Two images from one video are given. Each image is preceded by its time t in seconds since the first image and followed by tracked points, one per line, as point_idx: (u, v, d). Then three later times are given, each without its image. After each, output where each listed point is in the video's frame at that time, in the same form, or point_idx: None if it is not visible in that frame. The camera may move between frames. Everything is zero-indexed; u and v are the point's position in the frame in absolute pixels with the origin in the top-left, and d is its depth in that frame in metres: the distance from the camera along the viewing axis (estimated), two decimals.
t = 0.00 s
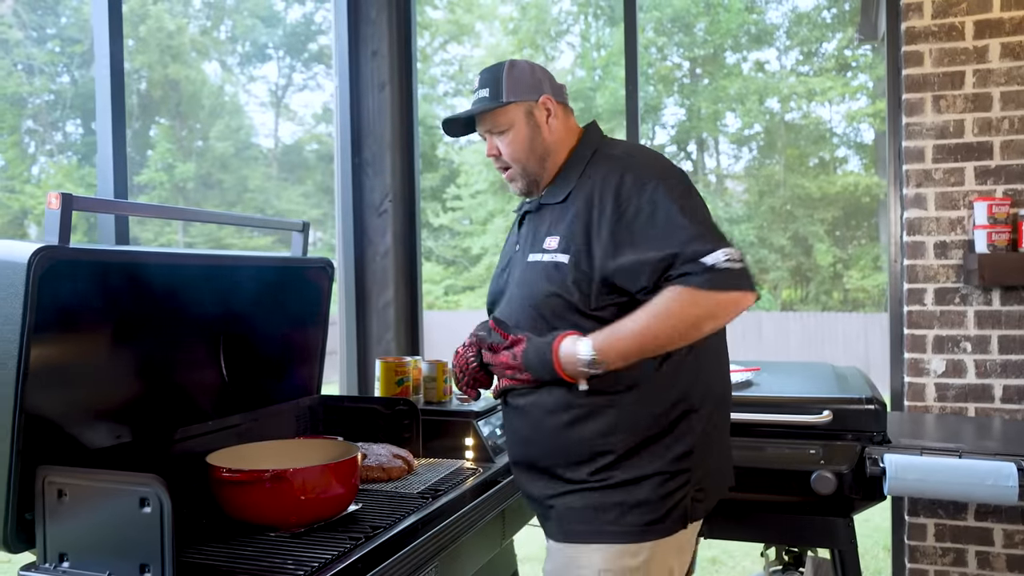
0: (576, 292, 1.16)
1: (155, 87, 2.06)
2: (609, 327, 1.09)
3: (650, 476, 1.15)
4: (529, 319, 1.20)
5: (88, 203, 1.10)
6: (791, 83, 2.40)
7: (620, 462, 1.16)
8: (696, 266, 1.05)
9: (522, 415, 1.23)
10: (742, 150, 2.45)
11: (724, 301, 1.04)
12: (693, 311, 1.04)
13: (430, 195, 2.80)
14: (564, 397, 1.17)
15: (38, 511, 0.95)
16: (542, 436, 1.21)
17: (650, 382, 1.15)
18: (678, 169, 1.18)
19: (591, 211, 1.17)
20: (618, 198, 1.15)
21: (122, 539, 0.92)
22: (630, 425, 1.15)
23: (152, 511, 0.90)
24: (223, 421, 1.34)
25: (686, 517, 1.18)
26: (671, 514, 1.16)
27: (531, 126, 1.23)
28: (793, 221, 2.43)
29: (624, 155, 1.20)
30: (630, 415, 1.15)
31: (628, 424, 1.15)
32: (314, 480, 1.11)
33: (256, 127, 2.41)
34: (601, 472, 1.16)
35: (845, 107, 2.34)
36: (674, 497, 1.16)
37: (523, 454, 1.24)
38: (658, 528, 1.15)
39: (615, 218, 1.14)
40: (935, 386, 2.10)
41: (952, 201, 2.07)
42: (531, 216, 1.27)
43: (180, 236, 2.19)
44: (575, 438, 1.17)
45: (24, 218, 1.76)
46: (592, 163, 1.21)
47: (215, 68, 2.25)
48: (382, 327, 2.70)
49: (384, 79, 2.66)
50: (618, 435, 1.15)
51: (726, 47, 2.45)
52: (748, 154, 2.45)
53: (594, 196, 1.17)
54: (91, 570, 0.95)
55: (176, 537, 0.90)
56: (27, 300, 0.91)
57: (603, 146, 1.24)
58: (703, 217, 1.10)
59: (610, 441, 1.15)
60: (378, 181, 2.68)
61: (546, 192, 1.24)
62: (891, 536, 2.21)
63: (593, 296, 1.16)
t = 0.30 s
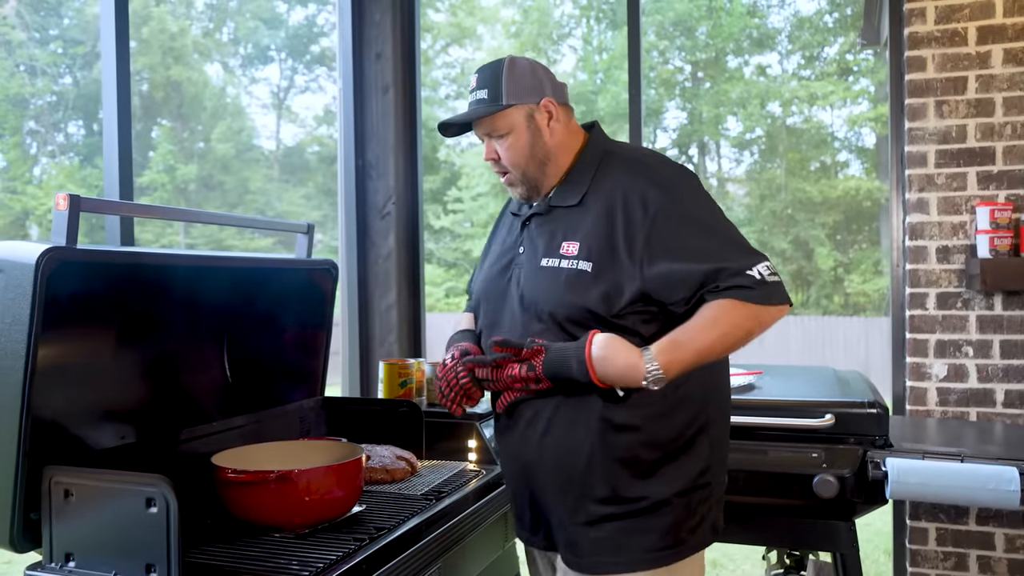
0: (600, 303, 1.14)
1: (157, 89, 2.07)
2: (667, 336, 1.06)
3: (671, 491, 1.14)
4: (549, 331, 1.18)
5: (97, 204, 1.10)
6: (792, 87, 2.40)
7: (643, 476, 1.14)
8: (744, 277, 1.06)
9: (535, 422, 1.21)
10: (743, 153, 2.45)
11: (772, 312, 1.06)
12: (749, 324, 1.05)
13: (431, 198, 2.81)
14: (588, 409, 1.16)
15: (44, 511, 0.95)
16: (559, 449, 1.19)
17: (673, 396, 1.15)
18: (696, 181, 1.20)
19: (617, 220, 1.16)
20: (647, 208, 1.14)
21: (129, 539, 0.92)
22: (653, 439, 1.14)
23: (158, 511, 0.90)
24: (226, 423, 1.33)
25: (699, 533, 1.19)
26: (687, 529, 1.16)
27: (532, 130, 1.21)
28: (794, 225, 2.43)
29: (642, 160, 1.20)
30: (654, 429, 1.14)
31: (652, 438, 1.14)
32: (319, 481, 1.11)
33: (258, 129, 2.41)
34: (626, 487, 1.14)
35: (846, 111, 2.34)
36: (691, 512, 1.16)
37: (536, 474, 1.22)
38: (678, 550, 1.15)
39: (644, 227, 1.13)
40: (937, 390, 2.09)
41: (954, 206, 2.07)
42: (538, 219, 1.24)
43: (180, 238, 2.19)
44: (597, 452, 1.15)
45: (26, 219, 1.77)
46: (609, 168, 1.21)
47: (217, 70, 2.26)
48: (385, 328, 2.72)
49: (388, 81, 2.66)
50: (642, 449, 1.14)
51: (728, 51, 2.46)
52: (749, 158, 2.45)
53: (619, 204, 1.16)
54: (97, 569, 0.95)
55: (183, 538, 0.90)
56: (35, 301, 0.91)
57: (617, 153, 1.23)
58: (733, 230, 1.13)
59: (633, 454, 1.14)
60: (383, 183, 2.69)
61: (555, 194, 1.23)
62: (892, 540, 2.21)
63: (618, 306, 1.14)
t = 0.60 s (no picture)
0: (621, 310, 1.14)
1: (164, 91, 2.05)
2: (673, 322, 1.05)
3: (689, 513, 1.15)
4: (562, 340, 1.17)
5: (111, 205, 1.11)
6: (798, 90, 2.40)
7: (661, 499, 1.14)
8: (771, 290, 1.08)
9: (547, 439, 1.18)
10: (748, 156, 2.45)
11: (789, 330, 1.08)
12: (764, 332, 1.06)
13: (436, 200, 2.81)
14: (606, 431, 1.14)
15: (58, 510, 0.95)
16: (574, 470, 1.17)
17: (691, 417, 1.14)
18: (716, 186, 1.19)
19: (638, 231, 1.15)
20: (672, 214, 1.13)
21: (142, 538, 0.92)
22: (672, 462, 1.14)
23: (172, 510, 0.90)
24: (235, 424, 1.34)
25: (711, 550, 1.19)
26: (701, 549, 1.17)
27: (530, 133, 1.18)
28: (799, 228, 2.43)
29: (663, 163, 1.19)
30: (673, 451, 1.14)
31: (671, 460, 1.14)
32: (330, 480, 1.11)
33: (264, 130, 2.42)
34: (644, 510, 1.14)
35: (852, 114, 2.34)
36: (705, 531, 1.17)
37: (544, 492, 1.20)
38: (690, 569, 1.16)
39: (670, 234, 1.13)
40: (945, 394, 2.09)
41: (962, 209, 2.07)
42: (548, 223, 1.23)
43: (187, 239, 2.20)
44: (615, 475, 1.14)
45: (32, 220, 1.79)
46: (628, 171, 1.20)
47: (223, 72, 2.27)
48: (393, 330, 2.72)
49: (395, 84, 2.71)
50: (662, 471, 1.14)
51: (734, 54, 2.45)
52: (755, 161, 2.45)
53: (642, 210, 1.16)
54: (111, 569, 0.95)
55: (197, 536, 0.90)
56: (50, 301, 0.92)
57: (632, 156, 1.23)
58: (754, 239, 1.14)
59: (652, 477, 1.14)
60: (389, 185, 2.71)
61: (565, 196, 1.21)
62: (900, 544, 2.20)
63: (637, 314, 1.13)
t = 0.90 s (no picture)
0: (621, 321, 1.09)
1: (175, 93, 2.06)
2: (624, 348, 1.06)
3: (707, 527, 1.11)
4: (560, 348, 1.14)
5: (126, 206, 1.11)
6: (808, 90, 2.39)
7: (678, 515, 1.10)
8: (731, 325, 1.02)
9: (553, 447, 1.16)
10: (758, 156, 2.44)
11: (748, 370, 1.03)
12: (710, 373, 1.02)
13: (445, 201, 2.82)
14: (613, 445, 1.11)
15: (75, 510, 0.96)
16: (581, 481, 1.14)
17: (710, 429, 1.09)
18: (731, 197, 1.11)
19: (637, 231, 1.10)
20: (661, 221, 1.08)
21: (159, 537, 0.93)
22: (687, 477, 1.10)
23: (189, 509, 0.91)
24: (251, 423, 1.35)
25: (727, 566, 1.15)
26: (722, 562, 1.13)
27: (543, 126, 1.13)
28: (809, 228, 2.42)
29: (676, 166, 1.13)
30: (690, 465, 1.10)
31: (687, 475, 1.10)
32: (344, 480, 1.11)
33: (273, 132, 2.43)
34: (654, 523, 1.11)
35: (863, 114, 2.33)
36: (719, 547, 1.13)
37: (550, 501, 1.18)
38: None
39: (659, 242, 1.07)
40: (958, 394, 2.08)
41: (975, 209, 2.05)
42: (557, 221, 1.19)
43: (197, 241, 2.21)
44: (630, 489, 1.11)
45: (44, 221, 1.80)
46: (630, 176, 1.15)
47: (233, 74, 2.28)
48: (403, 330, 2.73)
49: (407, 85, 2.72)
50: (677, 486, 1.10)
51: (743, 54, 2.45)
52: (765, 161, 2.44)
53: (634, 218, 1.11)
54: (127, 568, 0.95)
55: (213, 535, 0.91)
56: (68, 300, 0.92)
57: (638, 160, 1.17)
58: (755, 258, 1.05)
59: (668, 492, 1.10)
60: (401, 186, 2.73)
61: (577, 194, 1.17)
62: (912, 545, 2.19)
63: (631, 326, 1.09)
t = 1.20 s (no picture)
0: (635, 324, 1.05)
1: (181, 93, 2.07)
2: (654, 356, 1.02)
3: (711, 539, 1.07)
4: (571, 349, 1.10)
5: (136, 205, 1.11)
6: (815, 89, 2.38)
7: (678, 524, 1.07)
8: (768, 331, 0.97)
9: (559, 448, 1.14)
10: (764, 156, 2.43)
11: (783, 376, 0.98)
12: (745, 380, 0.98)
13: (451, 200, 2.82)
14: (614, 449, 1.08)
15: (85, 507, 0.96)
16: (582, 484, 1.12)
17: (717, 438, 1.05)
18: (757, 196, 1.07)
19: (655, 231, 1.06)
20: (682, 222, 1.03)
21: (169, 534, 0.93)
22: (690, 486, 1.06)
23: (198, 507, 0.91)
24: (259, 421, 1.35)
25: None
26: None
27: (557, 115, 1.09)
28: (816, 228, 2.41)
29: (697, 163, 1.09)
30: (694, 474, 1.06)
31: (690, 485, 1.06)
32: (352, 479, 1.12)
33: (279, 131, 2.44)
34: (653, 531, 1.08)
35: (870, 114, 2.33)
36: (724, 560, 1.08)
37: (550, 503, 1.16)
38: None
39: (678, 243, 1.03)
40: (966, 395, 2.07)
41: (983, 209, 2.05)
42: (568, 216, 1.15)
43: (203, 240, 2.21)
44: (631, 496, 1.08)
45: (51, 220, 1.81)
46: (648, 173, 1.11)
47: (240, 74, 2.28)
48: (410, 330, 2.73)
49: (414, 84, 2.72)
50: (681, 495, 1.06)
51: (750, 54, 2.44)
52: (771, 161, 2.44)
53: (652, 217, 1.06)
54: (136, 565, 0.96)
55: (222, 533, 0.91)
56: (78, 300, 0.92)
57: (656, 156, 1.12)
58: (783, 260, 1.01)
59: (668, 500, 1.06)
60: (408, 186, 2.73)
61: (589, 188, 1.13)
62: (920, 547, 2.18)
63: (646, 329, 1.06)
